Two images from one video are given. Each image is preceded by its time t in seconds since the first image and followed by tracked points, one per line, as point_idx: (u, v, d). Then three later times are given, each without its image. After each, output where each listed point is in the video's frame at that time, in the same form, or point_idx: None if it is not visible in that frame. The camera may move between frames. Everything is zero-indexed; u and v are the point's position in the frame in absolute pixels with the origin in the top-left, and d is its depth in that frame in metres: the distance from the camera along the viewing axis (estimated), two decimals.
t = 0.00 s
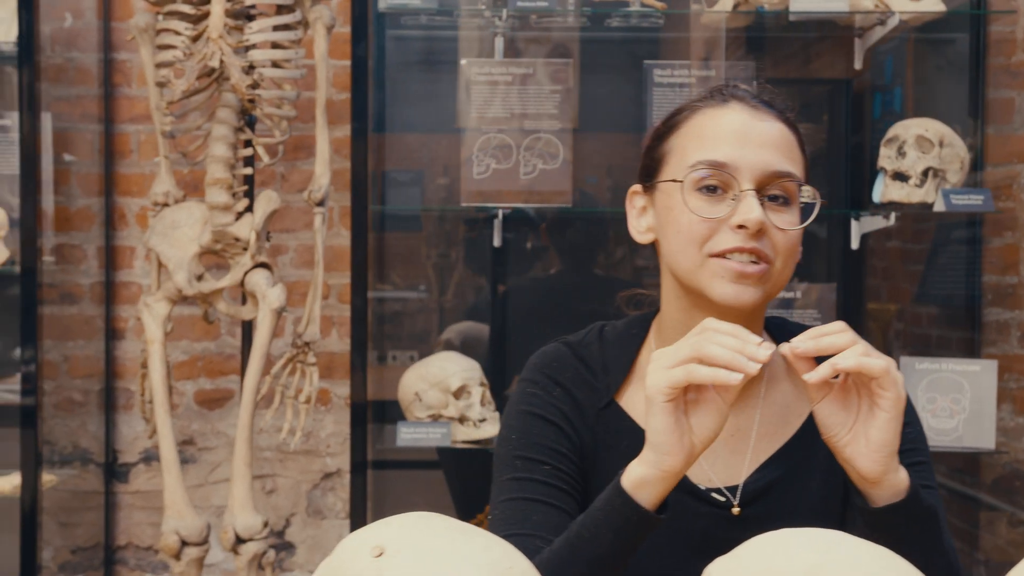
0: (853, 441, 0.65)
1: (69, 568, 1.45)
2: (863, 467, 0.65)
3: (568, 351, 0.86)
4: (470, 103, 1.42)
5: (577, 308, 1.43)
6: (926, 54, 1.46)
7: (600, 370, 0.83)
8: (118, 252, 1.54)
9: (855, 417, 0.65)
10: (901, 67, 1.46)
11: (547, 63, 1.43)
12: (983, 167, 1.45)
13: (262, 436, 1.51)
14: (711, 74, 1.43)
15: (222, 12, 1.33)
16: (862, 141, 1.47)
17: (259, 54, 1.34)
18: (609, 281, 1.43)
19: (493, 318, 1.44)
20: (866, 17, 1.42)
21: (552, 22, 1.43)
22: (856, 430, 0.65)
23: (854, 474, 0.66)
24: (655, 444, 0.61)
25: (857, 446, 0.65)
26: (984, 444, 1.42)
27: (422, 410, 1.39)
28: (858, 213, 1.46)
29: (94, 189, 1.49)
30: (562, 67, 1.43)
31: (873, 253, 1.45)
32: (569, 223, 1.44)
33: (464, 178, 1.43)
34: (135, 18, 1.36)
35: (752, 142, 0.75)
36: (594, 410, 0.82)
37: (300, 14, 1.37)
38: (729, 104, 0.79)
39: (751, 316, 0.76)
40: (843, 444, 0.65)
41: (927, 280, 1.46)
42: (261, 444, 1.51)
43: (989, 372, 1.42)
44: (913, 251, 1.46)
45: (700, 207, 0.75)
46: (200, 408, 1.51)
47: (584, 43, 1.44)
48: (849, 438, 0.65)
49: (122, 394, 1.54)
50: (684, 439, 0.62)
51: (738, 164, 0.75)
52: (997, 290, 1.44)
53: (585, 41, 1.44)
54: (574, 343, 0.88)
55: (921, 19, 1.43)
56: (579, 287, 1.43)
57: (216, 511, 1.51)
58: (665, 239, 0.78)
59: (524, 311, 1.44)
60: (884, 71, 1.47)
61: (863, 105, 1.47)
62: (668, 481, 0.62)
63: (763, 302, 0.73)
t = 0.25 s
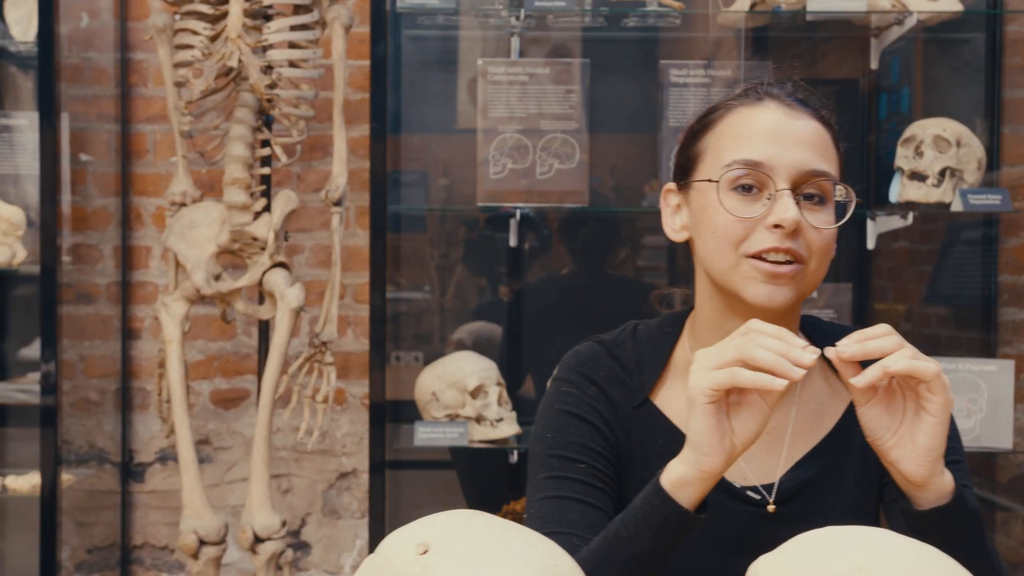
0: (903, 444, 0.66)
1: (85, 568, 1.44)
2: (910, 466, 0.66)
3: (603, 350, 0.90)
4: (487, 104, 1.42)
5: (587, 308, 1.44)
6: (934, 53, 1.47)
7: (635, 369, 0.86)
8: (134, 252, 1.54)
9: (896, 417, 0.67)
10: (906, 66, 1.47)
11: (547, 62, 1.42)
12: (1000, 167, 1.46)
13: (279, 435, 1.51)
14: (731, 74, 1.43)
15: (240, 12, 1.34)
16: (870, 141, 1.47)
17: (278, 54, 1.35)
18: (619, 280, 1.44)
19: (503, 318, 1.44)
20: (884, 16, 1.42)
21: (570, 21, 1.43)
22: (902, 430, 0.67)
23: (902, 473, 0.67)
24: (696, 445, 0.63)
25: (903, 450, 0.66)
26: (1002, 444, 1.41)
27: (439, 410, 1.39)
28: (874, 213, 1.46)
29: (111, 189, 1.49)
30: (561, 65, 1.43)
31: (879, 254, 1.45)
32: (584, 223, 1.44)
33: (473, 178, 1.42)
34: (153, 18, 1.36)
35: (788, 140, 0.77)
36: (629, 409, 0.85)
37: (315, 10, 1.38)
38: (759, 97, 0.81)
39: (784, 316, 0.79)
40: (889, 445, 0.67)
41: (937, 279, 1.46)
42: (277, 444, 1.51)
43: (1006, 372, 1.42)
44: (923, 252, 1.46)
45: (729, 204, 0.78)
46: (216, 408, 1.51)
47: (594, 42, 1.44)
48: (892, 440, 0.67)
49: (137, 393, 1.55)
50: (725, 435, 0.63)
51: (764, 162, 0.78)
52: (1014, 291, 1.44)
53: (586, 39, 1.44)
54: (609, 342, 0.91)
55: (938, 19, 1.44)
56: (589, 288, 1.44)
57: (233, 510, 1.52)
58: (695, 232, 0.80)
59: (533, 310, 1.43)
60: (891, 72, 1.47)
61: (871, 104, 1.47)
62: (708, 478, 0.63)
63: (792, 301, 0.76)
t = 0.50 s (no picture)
0: (916, 422, 1.32)
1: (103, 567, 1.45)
2: (939, 458, 1.30)
3: (629, 348, 1.40)
4: (499, 104, 1.41)
5: (604, 310, 1.42)
6: (941, 53, 1.45)
7: (658, 369, 1.38)
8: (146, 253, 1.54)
9: (942, 416, 1.31)
10: (913, 66, 1.45)
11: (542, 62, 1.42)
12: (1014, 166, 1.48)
13: (292, 435, 1.44)
14: (743, 74, 1.41)
15: (256, 15, 1.43)
16: (880, 146, 1.43)
17: (292, 54, 1.43)
18: (625, 280, 1.43)
19: (521, 321, 1.42)
20: (898, 15, 1.45)
21: (580, 22, 1.43)
22: (930, 424, 1.32)
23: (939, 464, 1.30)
24: (734, 438, 1.31)
25: (930, 438, 1.31)
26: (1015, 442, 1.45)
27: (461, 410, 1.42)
28: (888, 214, 1.44)
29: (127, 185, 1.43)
30: (558, 65, 1.42)
31: (886, 255, 1.45)
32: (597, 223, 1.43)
33: (487, 185, 1.40)
34: (169, 20, 1.43)
35: (814, 143, 1.33)
36: (657, 404, 1.37)
37: (332, 15, 1.44)
38: (775, 110, 1.35)
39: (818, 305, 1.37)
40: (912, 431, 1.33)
41: (942, 280, 1.45)
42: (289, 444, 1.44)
43: (1020, 372, 1.46)
44: (931, 253, 1.46)
45: (764, 201, 1.32)
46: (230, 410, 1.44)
47: (604, 42, 1.43)
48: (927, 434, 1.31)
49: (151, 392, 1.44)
50: (751, 439, 1.31)
51: (795, 163, 1.32)
52: None
53: (584, 40, 1.43)
54: (633, 340, 1.41)
55: (954, 19, 1.46)
56: (601, 289, 1.43)
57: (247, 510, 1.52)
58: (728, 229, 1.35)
59: (536, 317, 1.42)
60: (897, 73, 1.45)
61: (876, 107, 1.43)
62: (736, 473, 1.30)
63: (823, 284, 1.35)
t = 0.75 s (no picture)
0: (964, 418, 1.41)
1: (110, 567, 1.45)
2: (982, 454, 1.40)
3: (649, 346, 1.40)
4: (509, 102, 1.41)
5: (617, 315, 1.37)
6: (949, 53, 1.48)
7: (680, 367, 1.41)
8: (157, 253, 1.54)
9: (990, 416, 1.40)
10: (920, 66, 1.46)
11: (550, 61, 1.43)
12: None
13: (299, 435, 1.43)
14: (754, 74, 1.42)
15: (269, 14, 1.44)
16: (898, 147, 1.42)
17: (306, 54, 1.44)
18: (632, 280, 1.40)
19: (563, 326, 1.35)
20: (910, 15, 1.46)
21: (597, 23, 1.45)
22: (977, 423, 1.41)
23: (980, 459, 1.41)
24: (767, 430, 1.37)
25: (972, 435, 1.40)
26: None
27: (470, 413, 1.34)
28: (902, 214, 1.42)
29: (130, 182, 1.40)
30: (564, 65, 1.43)
31: (889, 256, 1.42)
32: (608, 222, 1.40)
33: (612, 187, 1.37)
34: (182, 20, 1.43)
35: (837, 139, 1.37)
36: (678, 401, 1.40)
37: (345, 15, 1.46)
38: (799, 107, 1.38)
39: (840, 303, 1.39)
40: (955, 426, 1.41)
41: (950, 282, 1.44)
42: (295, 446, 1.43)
43: None
44: (940, 254, 1.45)
45: (787, 199, 1.36)
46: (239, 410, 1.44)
47: (615, 42, 1.44)
48: (974, 431, 1.40)
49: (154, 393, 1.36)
50: (783, 428, 1.37)
51: (818, 161, 1.36)
52: None
53: (590, 39, 1.45)
54: (653, 339, 1.40)
55: (966, 19, 1.48)
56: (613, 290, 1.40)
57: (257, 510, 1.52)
58: (752, 227, 1.38)
59: (582, 324, 1.36)
60: (904, 73, 1.45)
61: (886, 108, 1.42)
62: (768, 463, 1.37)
63: (845, 283, 1.38)
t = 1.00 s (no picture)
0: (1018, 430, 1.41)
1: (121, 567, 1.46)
2: None
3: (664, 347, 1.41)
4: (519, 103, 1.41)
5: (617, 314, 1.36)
6: (960, 54, 1.49)
7: (693, 368, 1.42)
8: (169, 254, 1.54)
9: None
10: (932, 68, 1.46)
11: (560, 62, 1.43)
12: None
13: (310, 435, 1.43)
14: (764, 74, 1.42)
15: (282, 15, 1.49)
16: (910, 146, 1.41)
17: (319, 55, 1.49)
18: (641, 280, 1.41)
19: (563, 326, 1.34)
20: (923, 16, 1.47)
21: (609, 23, 1.45)
22: None
23: None
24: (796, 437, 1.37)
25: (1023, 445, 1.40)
26: None
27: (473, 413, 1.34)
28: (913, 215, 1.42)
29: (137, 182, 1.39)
30: (573, 66, 1.43)
31: (901, 256, 1.42)
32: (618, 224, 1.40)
33: (612, 187, 1.35)
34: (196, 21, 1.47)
35: (849, 140, 1.36)
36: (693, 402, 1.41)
37: (358, 15, 1.51)
38: (813, 107, 1.37)
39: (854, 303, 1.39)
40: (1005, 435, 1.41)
41: (961, 282, 1.45)
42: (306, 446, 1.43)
43: None
44: (952, 254, 1.45)
45: (799, 202, 1.35)
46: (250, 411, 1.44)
47: (628, 42, 1.44)
48: None
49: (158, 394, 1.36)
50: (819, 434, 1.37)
51: (831, 163, 1.35)
52: None
53: (599, 40, 1.45)
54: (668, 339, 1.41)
55: (980, 19, 1.49)
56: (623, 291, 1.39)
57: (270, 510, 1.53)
58: (766, 229, 1.37)
59: (582, 324, 1.35)
60: (913, 75, 1.44)
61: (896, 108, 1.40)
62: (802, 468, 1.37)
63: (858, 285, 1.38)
